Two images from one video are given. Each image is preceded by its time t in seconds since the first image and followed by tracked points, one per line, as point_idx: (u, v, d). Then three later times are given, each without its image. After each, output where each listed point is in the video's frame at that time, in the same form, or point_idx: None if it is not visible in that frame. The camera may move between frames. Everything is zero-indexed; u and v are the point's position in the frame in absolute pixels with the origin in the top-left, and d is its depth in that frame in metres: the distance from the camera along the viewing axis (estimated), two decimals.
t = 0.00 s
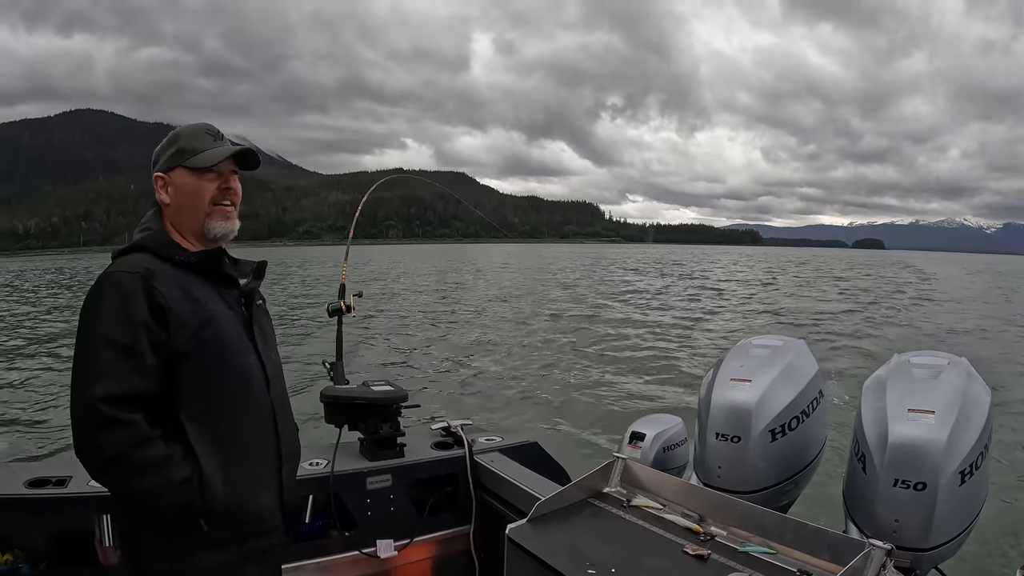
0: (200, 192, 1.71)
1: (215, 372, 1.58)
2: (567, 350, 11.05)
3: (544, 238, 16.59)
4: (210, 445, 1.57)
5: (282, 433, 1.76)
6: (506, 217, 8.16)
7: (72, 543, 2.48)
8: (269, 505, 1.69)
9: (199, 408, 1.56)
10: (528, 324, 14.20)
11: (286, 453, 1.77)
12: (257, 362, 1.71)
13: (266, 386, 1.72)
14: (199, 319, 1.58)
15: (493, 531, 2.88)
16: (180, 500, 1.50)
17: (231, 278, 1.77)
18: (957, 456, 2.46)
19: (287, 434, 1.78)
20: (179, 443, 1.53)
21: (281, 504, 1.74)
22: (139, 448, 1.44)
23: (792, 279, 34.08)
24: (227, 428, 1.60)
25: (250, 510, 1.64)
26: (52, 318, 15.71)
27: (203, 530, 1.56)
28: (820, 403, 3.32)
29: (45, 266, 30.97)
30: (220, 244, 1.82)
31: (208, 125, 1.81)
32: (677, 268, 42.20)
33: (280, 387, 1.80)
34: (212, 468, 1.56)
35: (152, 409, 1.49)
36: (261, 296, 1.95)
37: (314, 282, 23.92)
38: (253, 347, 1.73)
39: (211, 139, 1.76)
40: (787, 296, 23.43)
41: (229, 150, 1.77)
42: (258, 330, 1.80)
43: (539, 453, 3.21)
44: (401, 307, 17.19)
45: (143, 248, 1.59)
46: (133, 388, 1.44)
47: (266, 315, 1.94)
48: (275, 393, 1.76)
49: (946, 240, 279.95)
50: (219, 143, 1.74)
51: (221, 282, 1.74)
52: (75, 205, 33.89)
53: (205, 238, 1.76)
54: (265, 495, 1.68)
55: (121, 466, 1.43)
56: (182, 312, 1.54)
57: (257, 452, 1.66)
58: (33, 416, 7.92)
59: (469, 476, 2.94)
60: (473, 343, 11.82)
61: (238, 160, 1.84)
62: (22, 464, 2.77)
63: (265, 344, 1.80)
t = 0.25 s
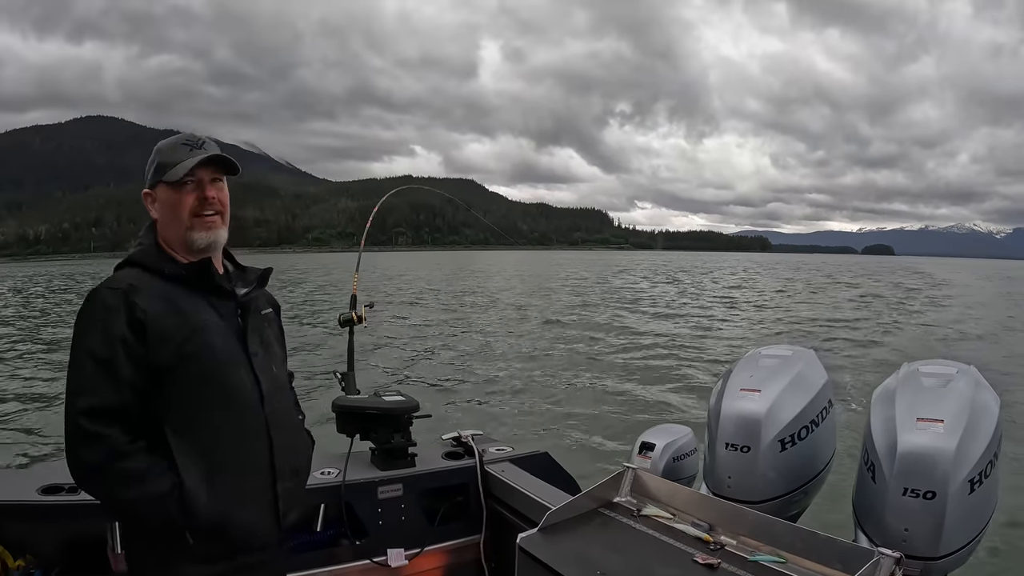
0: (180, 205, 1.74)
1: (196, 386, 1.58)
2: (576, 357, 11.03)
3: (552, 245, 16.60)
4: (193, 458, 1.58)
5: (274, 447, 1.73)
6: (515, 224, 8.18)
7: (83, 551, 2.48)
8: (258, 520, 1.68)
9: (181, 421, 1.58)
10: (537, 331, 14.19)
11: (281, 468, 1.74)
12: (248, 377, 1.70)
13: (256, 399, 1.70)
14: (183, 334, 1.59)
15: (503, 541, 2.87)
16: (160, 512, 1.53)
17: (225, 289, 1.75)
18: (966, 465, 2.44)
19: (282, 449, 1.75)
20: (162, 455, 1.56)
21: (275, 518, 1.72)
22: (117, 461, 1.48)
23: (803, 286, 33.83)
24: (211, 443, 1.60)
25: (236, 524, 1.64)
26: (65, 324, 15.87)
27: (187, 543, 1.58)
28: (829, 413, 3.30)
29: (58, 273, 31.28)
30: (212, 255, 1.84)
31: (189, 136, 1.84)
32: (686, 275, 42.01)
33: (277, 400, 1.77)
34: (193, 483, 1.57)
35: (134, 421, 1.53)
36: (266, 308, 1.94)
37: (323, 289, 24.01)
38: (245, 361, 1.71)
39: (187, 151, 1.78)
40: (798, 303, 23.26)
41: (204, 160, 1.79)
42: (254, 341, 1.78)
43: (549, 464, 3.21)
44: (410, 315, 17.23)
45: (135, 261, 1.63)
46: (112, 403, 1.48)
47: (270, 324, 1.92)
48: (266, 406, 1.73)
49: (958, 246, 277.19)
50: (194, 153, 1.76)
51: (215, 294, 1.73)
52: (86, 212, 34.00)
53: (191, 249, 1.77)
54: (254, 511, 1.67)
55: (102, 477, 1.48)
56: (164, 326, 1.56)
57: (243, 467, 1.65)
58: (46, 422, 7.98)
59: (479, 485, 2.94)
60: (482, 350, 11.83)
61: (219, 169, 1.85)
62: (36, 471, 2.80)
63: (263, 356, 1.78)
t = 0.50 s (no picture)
0: (148, 213, 1.77)
1: (168, 402, 1.59)
2: (584, 363, 11.01)
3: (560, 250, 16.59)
4: (170, 476, 1.59)
5: (257, 460, 1.73)
6: (523, 230, 8.19)
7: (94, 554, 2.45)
8: (244, 536, 1.68)
9: (156, 438, 1.58)
10: (544, 337, 14.17)
11: (267, 482, 1.74)
12: (224, 389, 1.69)
13: (234, 411, 1.70)
14: (154, 351, 1.59)
15: (514, 546, 2.87)
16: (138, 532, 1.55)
17: (202, 299, 1.75)
18: (974, 471, 2.42)
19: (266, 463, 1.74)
20: (138, 474, 1.58)
21: (263, 534, 1.73)
22: (93, 481, 1.50)
23: (811, 291, 33.64)
24: (188, 460, 1.61)
25: (221, 542, 1.65)
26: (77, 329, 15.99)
27: (170, 562, 1.60)
28: (839, 419, 3.29)
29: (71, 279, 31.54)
30: (188, 262, 1.85)
31: (156, 141, 1.86)
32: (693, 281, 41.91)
33: (258, 411, 1.77)
34: (171, 502, 1.58)
35: (108, 440, 1.55)
36: (251, 315, 1.94)
37: (332, 294, 24.06)
38: (222, 374, 1.71)
39: (150, 157, 1.80)
40: (807, 307, 23.13)
41: (167, 165, 1.80)
42: (235, 352, 1.77)
43: (559, 470, 3.21)
44: (417, 320, 17.26)
45: (110, 276, 1.66)
46: (83, 423, 1.49)
47: (254, 332, 1.92)
48: (247, 418, 1.73)
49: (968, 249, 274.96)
50: (156, 160, 1.78)
51: (193, 306, 1.73)
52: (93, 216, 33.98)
53: (161, 257, 1.79)
54: (238, 526, 1.68)
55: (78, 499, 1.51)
56: (134, 345, 1.57)
57: (223, 482, 1.65)
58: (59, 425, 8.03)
59: (490, 490, 2.94)
60: (490, 356, 11.84)
61: (187, 173, 1.86)
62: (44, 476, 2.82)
63: (244, 367, 1.77)
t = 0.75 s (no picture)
0: (122, 212, 1.73)
1: (134, 413, 1.57)
2: (588, 364, 11.01)
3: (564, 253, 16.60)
4: (138, 488, 1.58)
5: (231, 472, 1.68)
6: (527, 231, 8.20)
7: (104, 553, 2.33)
8: (216, 551, 1.65)
9: (124, 450, 1.58)
10: (548, 338, 14.18)
11: (242, 495, 1.69)
12: (194, 399, 1.65)
13: (205, 422, 1.65)
14: (119, 361, 1.56)
15: (520, 545, 2.88)
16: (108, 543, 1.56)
17: (175, 302, 1.70)
18: (981, 473, 2.42)
19: (240, 475, 1.69)
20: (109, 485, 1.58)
21: (240, 549, 1.69)
22: (61, 492, 1.53)
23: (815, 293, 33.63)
24: (155, 472, 1.59)
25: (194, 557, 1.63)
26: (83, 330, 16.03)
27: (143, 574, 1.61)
28: (845, 420, 3.29)
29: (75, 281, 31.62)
30: (165, 260, 1.80)
31: (129, 135, 1.81)
32: (696, 283, 41.92)
33: (235, 421, 1.70)
34: (139, 515, 1.58)
35: (79, 451, 1.57)
36: (235, 316, 1.87)
37: (336, 296, 24.09)
38: (193, 383, 1.66)
39: (123, 152, 1.75)
40: (811, 309, 23.11)
41: (139, 160, 1.75)
42: (210, 358, 1.71)
43: (566, 470, 3.22)
44: (421, 322, 17.28)
45: (84, 280, 1.64)
46: (49, 435, 1.51)
47: (238, 334, 1.85)
48: (220, 428, 1.67)
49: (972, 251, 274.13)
50: (128, 155, 1.72)
51: (167, 311, 1.69)
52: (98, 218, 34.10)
53: (137, 256, 1.74)
54: (211, 540, 1.64)
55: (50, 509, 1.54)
56: (99, 355, 1.55)
57: (193, 495, 1.62)
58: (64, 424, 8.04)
59: (497, 490, 2.95)
60: (494, 357, 11.84)
61: (162, 167, 1.80)
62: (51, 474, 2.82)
63: (219, 373, 1.71)
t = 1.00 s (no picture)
0: (111, 198, 1.70)
1: (111, 410, 1.57)
2: (592, 365, 11.01)
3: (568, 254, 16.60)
4: (116, 487, 1.57)
5: (211, 471, 1.67)
6: (532, 231, 8.20)
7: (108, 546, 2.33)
8: (196, 552, 1.63)
9: (102, 448, 1.57)
10: (552, 339, 14.18)
11: (223, 494, 1.68)
12: (174, 396, 1.64)
13: (184, 419, 1.64)
14: (97, 358, 1.56)
15: (526, 541, 2.89)
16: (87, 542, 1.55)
17: (160, 296, 1.70)
18: (989, 471, 2.41)
19: (221, 473, 1.68)
20: (88, 483, 1.57)
21: (222, 548, 1.67)
22: (39, 490, 1.52)
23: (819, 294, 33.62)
24: (134, 471, 1.58)
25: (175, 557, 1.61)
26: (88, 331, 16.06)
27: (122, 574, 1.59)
28: (853, 417, 3.28)
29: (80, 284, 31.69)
30: (154, 250, 1.78)
31: (121, 122, 1.79)
32: (699, 284, 41.92)
33: (216, 418, 1.70)
34: (116, 515, 1.56)
35: (57, 448, 1.56)
36: (221, 309, 1.87)
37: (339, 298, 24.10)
38: (173, 379, 1.65)
39: (116, 137, 1.72)
40: (815, 311, 23.08)
41: (133, 146, 1.73)
42: (192, 354, 1.71)
43: (573, 465, 3.22)
44: (425, 323, 17.30)
45: (64, 274, 1.64)
46: (26, 433, 1.51)
47: (222, 329, 1.85)
48: (201, 425, 1.67)
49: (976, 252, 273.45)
50: (120, 141, 1.70)
51: (149, 306, 1.69)
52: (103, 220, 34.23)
53: (126, 245, 1.72)
54: (191, 542, 1.63)
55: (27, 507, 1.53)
56: (75, 352, 1.54)
57: (173, 494, 1.61)
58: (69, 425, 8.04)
59: (503, 486, 2.95)
60: (498, 358, 11.85)
61: (155, 155, 1.79)
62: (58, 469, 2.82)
63: (201, 370, 1.71)
